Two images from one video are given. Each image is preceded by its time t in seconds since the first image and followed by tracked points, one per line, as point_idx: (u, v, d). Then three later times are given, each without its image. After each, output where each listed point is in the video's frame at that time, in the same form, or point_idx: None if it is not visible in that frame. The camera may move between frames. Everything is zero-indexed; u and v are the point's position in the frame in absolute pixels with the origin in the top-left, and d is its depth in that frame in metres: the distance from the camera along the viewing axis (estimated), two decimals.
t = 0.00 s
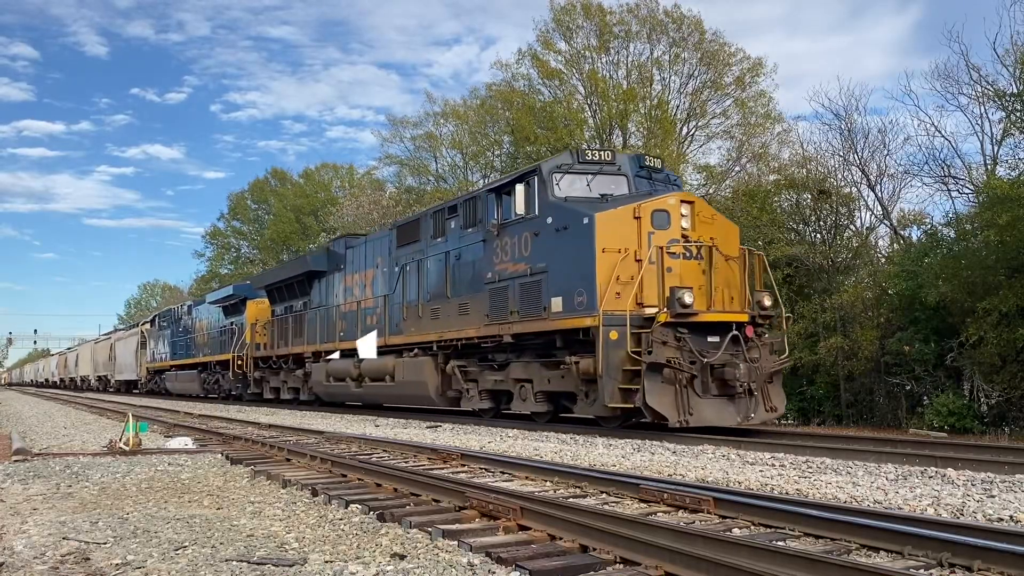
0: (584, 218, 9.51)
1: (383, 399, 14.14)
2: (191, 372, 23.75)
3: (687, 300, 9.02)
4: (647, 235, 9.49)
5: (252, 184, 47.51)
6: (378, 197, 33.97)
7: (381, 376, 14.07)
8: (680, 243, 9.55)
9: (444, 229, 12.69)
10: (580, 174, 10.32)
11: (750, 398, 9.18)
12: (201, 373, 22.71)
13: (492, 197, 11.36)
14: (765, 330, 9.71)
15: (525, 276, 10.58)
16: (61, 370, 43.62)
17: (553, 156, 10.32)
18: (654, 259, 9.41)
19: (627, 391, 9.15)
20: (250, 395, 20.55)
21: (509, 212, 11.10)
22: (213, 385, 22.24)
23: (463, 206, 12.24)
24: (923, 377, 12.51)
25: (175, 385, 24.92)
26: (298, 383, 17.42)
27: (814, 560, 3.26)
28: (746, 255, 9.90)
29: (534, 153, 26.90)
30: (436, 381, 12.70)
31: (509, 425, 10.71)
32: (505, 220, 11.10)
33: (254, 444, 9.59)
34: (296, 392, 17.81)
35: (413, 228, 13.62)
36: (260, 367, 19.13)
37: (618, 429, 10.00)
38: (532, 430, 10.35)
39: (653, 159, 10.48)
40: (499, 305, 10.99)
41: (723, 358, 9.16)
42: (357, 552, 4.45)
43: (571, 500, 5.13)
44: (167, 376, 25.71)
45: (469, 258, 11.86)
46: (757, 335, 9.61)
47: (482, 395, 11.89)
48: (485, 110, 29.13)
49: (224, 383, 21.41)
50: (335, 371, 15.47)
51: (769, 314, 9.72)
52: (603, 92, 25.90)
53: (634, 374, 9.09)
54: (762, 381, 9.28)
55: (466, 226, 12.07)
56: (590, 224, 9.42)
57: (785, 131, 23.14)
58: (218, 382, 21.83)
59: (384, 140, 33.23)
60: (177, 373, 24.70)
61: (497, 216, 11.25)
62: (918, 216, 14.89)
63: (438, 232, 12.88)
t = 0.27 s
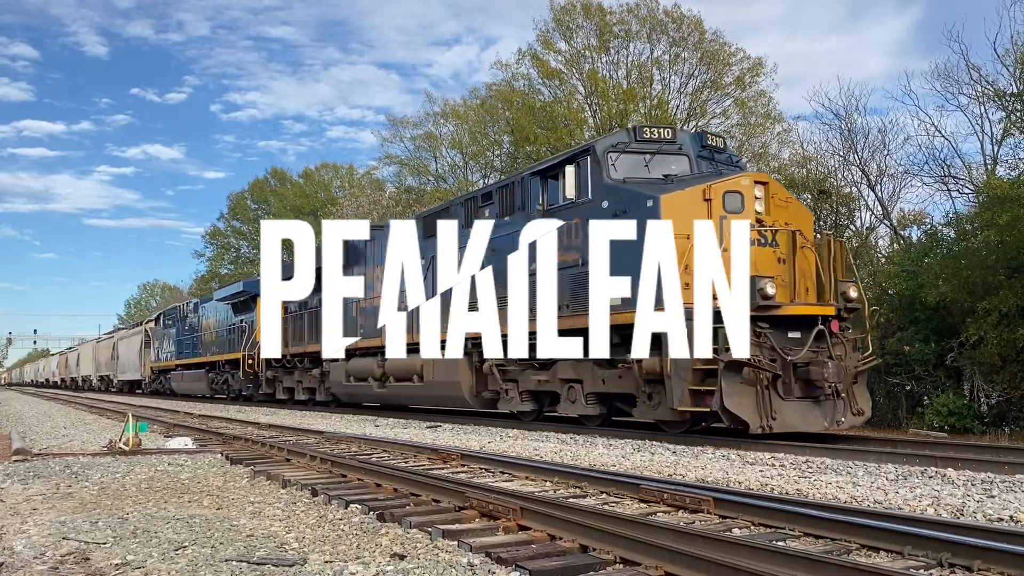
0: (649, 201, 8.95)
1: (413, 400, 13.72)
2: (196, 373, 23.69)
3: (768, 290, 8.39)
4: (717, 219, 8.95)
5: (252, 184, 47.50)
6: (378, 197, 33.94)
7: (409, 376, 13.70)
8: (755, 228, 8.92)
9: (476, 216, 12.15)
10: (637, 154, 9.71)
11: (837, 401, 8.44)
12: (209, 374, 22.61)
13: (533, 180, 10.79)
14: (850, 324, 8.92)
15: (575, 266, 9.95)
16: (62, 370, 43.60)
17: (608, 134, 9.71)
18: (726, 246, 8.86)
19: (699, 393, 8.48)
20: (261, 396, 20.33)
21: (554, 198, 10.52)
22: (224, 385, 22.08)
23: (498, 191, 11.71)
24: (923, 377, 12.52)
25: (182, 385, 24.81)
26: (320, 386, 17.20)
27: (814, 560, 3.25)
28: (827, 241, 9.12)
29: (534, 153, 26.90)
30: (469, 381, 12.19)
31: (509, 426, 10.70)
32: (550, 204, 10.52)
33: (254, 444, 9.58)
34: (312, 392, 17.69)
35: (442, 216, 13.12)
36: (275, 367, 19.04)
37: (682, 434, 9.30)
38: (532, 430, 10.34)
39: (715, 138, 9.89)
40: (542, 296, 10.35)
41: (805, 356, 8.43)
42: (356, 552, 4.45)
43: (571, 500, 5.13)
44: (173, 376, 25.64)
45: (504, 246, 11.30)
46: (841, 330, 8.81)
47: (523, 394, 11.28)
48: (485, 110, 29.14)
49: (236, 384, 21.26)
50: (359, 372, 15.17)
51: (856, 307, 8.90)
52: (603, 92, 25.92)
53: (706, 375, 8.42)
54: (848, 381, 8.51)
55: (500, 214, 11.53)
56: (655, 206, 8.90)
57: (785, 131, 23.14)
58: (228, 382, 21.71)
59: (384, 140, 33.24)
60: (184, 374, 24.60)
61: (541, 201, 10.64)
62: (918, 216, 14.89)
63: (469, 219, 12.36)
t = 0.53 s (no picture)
0: (731, 178, 8.02)
1: (444, 402, 12.82)
2: (201, 374, 23.61)
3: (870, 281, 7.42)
4: (808, 199, 7.99)
5: (252, 184, 47.52)
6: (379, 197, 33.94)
7: (440, 376, 12.85)
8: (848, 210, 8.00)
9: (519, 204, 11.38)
10: (708, 130, 8.89)
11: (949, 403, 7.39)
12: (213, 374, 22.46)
13: (584, 162, 9.96)
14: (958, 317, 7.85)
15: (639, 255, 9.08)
16: (63, 370, 43.61)
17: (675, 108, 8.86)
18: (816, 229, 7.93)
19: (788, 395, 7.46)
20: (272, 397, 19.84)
21: (609, 179, 9.64)
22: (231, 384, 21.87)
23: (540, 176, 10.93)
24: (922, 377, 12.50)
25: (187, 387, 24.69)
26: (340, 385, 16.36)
27: (814, 560, 3.25)
28: (928, 220, 8.09)
29: (534, 153, 26.93)
30: (510, 381, 11.24)
31: (509, 426, 10.71)
32: (605, 187, 9.65)
33: (254, 444, 9.59)
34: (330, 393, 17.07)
35: (478, 206, 12.41)
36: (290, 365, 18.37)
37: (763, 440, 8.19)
38: (532, 430, 10.35)
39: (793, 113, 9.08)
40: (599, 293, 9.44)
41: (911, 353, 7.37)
42: (356, 552, 4.45)
43: (571, 500, 5.13)
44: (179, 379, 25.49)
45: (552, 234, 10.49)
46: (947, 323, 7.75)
47: (572, 397, 10.26)
48: (485, 110, 29.16)
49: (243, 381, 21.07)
50: (384, 372, 14.30)
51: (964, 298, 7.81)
52: (603, 93, 25.97)
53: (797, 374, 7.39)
54: (958, 381, 7.47)
55: (546, 201, 10.73)
56: (738, 185, 7.93)
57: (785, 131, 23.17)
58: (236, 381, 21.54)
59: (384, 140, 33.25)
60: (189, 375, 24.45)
61: (595, 183, 9.77)
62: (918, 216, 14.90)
63: (509, 207, 11.61)
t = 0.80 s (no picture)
0: (834, 149, 7.13)
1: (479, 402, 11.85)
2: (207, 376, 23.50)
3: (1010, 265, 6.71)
4: (925, 171, 7.10)
5: (252, 184, 47.53)
6: (379, 197, 33.95)
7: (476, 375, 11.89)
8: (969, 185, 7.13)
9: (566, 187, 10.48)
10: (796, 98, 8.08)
11: None
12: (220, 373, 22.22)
13: (649, 138, 9.12)
14: None
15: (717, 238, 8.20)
16: (63, 371, 43.61)
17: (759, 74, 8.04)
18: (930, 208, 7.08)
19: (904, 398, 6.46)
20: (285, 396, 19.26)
21: (677, 157, 8.81)
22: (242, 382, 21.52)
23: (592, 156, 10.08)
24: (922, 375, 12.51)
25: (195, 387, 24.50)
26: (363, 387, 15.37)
27: (814, 560, 3.26)
28: None
29: (534, 153, 26.94)
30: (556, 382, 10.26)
31: (508, 425, 10.70)
32: (674, 165, 8.81)
33: (254, 444, 9.58)
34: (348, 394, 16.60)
35: (515, 192, 11.56)
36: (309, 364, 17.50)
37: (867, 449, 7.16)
38: (531, 429, 10.34)
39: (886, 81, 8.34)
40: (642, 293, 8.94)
41: None
42: (357, 552, 4.45)
43: (572, 499, 5.13)
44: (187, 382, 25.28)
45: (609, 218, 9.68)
46: None
47: (629, 398, 9.24)
48: (485, 110, 29.17)
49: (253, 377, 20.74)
50: (410, 372, 13.32)
51: None
52: (603, 92, 25.98)
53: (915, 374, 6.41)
54: None
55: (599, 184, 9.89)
56: (843, 156, 7.04)
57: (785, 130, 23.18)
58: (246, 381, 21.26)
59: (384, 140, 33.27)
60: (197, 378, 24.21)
61: (662, 161, 8.91)
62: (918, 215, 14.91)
63: (552, 194, 10.74)
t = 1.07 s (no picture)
0: (968, 113, 6.16)
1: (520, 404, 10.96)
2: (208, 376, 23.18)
3: None
4: None
5: (252, 184, 47.52)
6: (378, 197, 33.95)
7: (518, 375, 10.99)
8: None
9: (619, 167, 9.83)
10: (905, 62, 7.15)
11: None
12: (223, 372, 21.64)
13: (728, 108, 8.16)
14: None
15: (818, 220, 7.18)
16: (63, 370, 43.64)
17: (864, 34, 7.09)
18: None
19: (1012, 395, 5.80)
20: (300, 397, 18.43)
21: (763, 129, 7.81)
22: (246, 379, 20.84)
23: (659, 131, 9.31)
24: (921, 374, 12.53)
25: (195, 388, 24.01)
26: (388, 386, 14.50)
27: (814, 560, 3.26)
28: None
29: (534, 153, 26.95)
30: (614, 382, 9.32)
31: (508, 425, 10.70)
32: (759, 138, 7.79)
33: (254, 444, 9.58)
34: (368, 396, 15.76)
35: (562, 174, 10.84)
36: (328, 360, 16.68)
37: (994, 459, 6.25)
38: (531, 429, 10.35)
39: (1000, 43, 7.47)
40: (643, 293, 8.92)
41: None
42: (357, 552, 4.45)
43: (571, 500, 5.13)
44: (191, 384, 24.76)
45: (679, 198, 8.79)
46: None
47: (702, 401, 8.30)
48: (485, 110, 29.17)
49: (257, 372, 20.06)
50: (444, 370, 12.54)
51: None
52: (603, 92, 26.00)
53: None
54: None
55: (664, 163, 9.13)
56: (981, 120, 6.08)
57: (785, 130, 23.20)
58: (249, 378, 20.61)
59: (384, 140, 33.28)
60: (199, 379, 23.66)
61: (746, 133, 7.91)
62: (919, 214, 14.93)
63: (605, 175, 10.05)
